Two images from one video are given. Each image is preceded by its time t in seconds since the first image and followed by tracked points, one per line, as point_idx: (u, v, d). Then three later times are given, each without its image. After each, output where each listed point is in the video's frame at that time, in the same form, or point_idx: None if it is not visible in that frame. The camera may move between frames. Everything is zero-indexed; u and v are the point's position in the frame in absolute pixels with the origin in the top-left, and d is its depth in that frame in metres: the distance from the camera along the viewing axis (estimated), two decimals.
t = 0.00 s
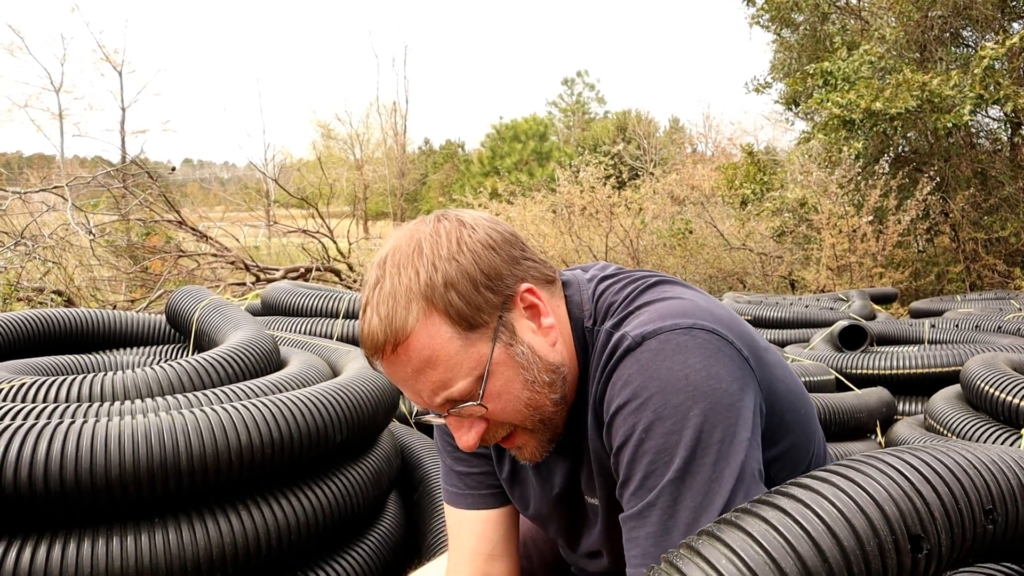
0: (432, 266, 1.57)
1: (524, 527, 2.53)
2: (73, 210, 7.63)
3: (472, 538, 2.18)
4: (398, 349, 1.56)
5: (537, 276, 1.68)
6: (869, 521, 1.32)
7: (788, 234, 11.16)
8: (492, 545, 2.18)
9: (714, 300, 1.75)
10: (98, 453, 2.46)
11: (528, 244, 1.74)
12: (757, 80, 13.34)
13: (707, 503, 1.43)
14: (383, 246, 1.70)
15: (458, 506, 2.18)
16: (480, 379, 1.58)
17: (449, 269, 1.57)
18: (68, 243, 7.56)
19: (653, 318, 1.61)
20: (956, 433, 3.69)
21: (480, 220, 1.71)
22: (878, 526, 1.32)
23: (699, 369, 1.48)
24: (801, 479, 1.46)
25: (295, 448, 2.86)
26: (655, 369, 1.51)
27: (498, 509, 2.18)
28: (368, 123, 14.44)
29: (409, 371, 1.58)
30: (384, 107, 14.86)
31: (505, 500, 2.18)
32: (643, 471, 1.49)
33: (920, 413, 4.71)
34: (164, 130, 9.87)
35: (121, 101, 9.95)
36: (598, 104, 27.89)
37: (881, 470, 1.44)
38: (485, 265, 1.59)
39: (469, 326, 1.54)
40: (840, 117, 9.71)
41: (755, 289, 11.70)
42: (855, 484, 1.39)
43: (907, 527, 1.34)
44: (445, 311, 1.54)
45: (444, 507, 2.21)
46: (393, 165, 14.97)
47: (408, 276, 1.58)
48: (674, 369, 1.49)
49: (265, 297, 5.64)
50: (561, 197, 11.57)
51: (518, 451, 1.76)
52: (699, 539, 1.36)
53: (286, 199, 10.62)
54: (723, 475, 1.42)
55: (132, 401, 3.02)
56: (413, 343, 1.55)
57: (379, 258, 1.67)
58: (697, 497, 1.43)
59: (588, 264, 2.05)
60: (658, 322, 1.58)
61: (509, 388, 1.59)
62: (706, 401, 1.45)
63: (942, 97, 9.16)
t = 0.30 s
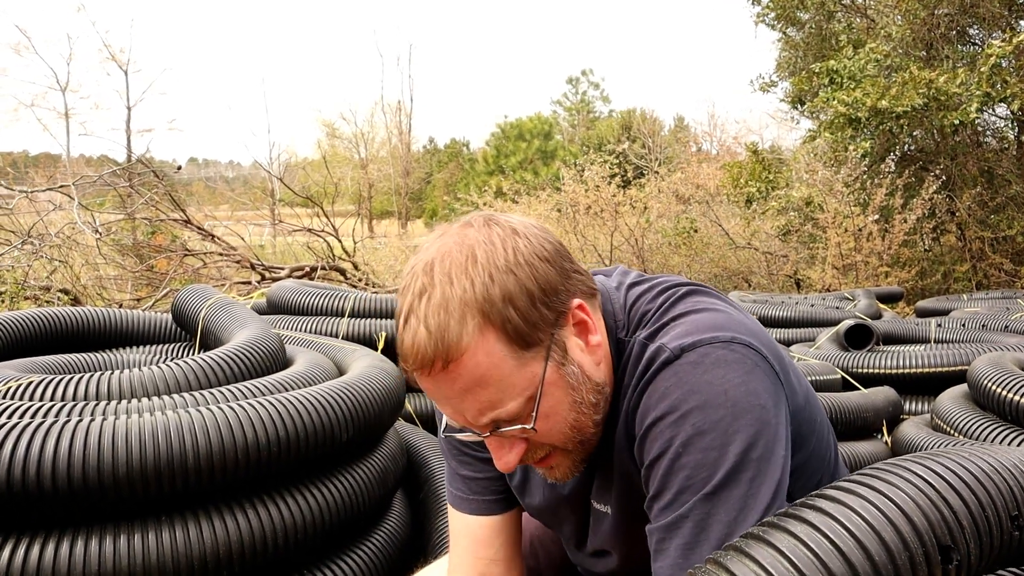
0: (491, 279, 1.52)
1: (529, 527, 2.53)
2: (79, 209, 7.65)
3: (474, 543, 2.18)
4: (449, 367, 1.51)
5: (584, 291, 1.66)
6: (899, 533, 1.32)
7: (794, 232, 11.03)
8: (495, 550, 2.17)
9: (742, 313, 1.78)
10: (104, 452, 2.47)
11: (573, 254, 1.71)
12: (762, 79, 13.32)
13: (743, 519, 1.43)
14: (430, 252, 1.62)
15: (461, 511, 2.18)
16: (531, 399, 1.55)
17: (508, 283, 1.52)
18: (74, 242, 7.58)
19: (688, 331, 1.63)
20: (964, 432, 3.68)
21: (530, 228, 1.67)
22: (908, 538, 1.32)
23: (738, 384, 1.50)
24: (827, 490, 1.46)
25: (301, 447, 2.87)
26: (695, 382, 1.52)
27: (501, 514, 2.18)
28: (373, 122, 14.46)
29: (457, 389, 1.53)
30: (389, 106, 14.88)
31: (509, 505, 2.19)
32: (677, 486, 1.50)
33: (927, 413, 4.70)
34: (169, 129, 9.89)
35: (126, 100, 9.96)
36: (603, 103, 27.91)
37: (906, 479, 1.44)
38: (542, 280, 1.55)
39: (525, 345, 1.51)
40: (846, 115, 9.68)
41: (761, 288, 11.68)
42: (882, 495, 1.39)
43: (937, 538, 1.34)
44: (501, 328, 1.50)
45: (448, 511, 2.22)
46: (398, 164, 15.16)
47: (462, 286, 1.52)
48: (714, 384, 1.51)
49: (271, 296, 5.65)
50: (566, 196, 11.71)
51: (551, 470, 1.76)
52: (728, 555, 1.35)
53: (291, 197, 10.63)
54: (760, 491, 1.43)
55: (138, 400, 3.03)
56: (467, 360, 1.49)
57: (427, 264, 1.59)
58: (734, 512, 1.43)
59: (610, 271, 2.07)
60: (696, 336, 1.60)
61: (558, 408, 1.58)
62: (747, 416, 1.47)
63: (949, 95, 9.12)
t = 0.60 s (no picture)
0: (547, 292, 1.46)
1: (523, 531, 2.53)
2: (82, 209, 7.66)
3: (462, 546, 2.19)
4: (497, 383, 1.44)
5: (621, 304, 1.64)
6: (908, 543, 1.33)
7: (795, 235, 11.15)
8: (483, 554, 2.18)
9: (755, 325, 1.80)
10: (105, 452, 2.47)
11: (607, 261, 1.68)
12: (764, 81, 13.34)
13: (761, 536, 1.47)
14: (475, 254, 1.52)
15: (451, 514, 2.18)
16: (571, 418, 1.52)
17: (563, 296, 1.47)
18: (76, 242, 7.59)
19: (710, 347, 1.64)
20: (965, 435, 3.68)
21: (571, 234, 1.61)
22: (918, 549, 1.32)
23: (759, 406, 1.53)
24: (836, 501, 1.46)
25: (302, 448, 2.87)
26: (716, 400, 1.55)
27: (491, 518, 2.18)
28: (375, 124, 14.48)
29: (500, 406, 1.47)
30: (391, 107, 14.91)
31: (499, 509, 2.18)
32: (695, 505, 1.53)
33: (928, 416, 4.69)
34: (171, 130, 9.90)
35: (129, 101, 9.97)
36: (604, 105, 27.95)
37: (915, 489, 1.45)
38: (591, 292, 1.52)
39: (573, 363, 1.48)
40: (848, 118, 9.69)
41: (762, 290, 11.66)
42: (891, 506, 1.40)
43: (947, 548, 1.35)
44: (553, 344, 1.45)
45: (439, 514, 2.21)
46: (399, 165, 15.18)
47: (514, 295, 1.45)
48: (736, 403, 1.53)
49: (273, 297, 5.65)
50: (567, 198, 11.69)
51: (568, 486, 1.76)
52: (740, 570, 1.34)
53: (292, 198, 10.64)
54: (779, 510, 1.48)
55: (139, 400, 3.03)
56: (518, 378, 1.44)
57: (472, 267, 1.49)
58: (752, 531, 1.47)
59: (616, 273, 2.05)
60: (718, 352, 1.62)
61: (594, 427, 1.58)
62: (770, 438, 1.50)
63: (951, 98, 9.12)
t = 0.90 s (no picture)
0: (565, 302, 1.43)
1: (512, 535, 2.53)
2: (79, 209, 7.65)
3: (447, 554, 2.18)
4: (515, 396, 1.42)
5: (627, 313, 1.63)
6: (914, 551, 1.33)
7: (792, 238, 11.15)
8: (469, 561, 2.17)
9: (746, 326, 1.82)
10: (100, 453, 2.46)
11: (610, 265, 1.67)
12: (762, 85, 13.37)
13: (758, 536, 1.44)
14: (490, 262, 1.48)
15: (437, 521, 2.18)
16: (582, 429, 1.52)
17: (581, 307, 1.45)
18: (73, 242, 7.58)
19: (704, 346, 1.66)
20: (960, 439, 3.68)
21: (578, 239, 1.59)
22: (923, 556, 1.32)
23: (753, 403, 1.54)
24: (837, 508, 1.47)
25: (298, 450, 2.87)
26: (709, 397, 1.57)
27: (475, 526, 2.17)
28: (373, 125, 14.48)
29: (516, 419, 1.45)
30: (389, 109, 14.92)
31: (485, 517, 2.17)
32: (691, 504, 1.52)
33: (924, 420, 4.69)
34: (169, 130, 9.89)
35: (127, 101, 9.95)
36: (602, 107, 28.02)
37: (918, 495, 1.46)
38: (605, 302, 1.51)
39: (587, 374, 1.47)
40: (846, 122, 9.72)
41: (759, 294, 11.66)
42: (895, 513, 1.40)
43: (952, 555, 1.35)
44: (570, 355, 1.44)
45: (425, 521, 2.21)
46: (397, 167, 15.16)
47: (535, 304, 1.42)
48: (729, 400, 1.55)
49: (269, 298, 5.65)
50: (565, 201, 11.84)
51: (566, 495, 1.75)
52: None
53: (290, 199, 10.63)
54: (774, 508, 1.45)
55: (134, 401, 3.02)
56: (535, 390, 1.42)
57: (488, 276, 1.45)
58: (748, 528, 1.45)
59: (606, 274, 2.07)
60: (710, 351, 1.64)
61: (601, 435, 1.58)
62: (765, 433, 1.50)
63: (949, 103, 9.14)
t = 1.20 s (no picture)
0: (602, 304, 1.42)
1: (513, 534, 2.54)
2: (76, 213, 7.63)
3: (447, 552, 2.18)
4: (552, 401, 1.41)
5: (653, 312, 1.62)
6: (933, 555, 1.33)
7: (791, 235, 11.13)
8: (469, 560, 2.17)
9: (763, 325, 1.82)
10: (99, 456, 2.45)
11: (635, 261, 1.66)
12: (758, 82, 13.37)
13: (774, 538, 1.43)
14: (526, 262, 1.45)
15: (438, 519, 2.17)
16: (613, 433, 1.52)
17: (617, 308, 1.44)
18: (70, 246, 7.57)
19: (725, 347, 1.66)
20: (961, 434, 3.68)
21: (606, 234, 1.57)
22: (942, 559, 1.33)
23: (773, 406, 1.55)
24: (853, 510, 1.47)
25: (298, 451, 2.87)
26: (730, 398, 1.57)
27: (477, 525, 2.16)
28: (370, 126, 14.47)
29: (551, 424, 1.44)
30: (386, 109, 14.91)
31: (487, 516, 2.17)
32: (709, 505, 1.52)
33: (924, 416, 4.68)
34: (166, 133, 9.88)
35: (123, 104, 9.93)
36: (599, 106, 28.03)
37: (935, 496, 1.46)
38: (637, 304, 1.50)
39: (621, 377, 1.47)
40: (843, 119, 9.73)
41: (758, 291, 11.65)
42: (913, 517, 1.40)
43: (972, 558, 1.36)
44: (606, 359, 1.43)
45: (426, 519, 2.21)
46: (395, 167, 15.13)
47: (574, 306, 1.40)
48: (752, 403, 1.55)
49: (268, 300, 5.64)
50: (562, 199, 11.83)
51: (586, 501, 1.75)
52: None
53: (288, 201, 10.62)
54: (792, 511, 1.45)
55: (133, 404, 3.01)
56: (572, 393, 1.41)
57: (523, 275, 1.43)
58: (763, 530, 1.44)
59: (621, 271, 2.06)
60: (730, 352, 1.64)
61: (629, 439, 1.58)
62: (786, 436, 1.50)
63: (946, 99, 9.14)
